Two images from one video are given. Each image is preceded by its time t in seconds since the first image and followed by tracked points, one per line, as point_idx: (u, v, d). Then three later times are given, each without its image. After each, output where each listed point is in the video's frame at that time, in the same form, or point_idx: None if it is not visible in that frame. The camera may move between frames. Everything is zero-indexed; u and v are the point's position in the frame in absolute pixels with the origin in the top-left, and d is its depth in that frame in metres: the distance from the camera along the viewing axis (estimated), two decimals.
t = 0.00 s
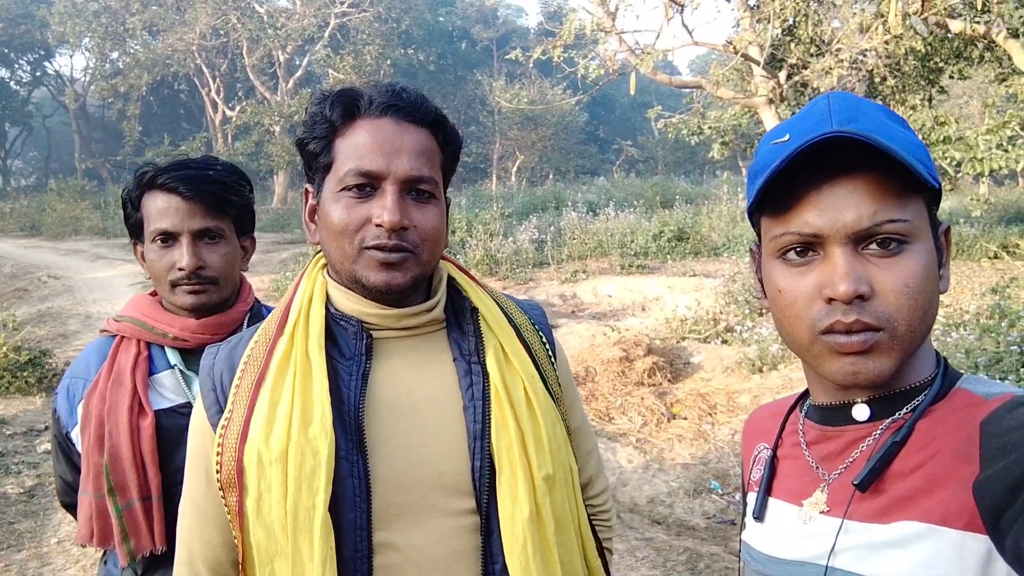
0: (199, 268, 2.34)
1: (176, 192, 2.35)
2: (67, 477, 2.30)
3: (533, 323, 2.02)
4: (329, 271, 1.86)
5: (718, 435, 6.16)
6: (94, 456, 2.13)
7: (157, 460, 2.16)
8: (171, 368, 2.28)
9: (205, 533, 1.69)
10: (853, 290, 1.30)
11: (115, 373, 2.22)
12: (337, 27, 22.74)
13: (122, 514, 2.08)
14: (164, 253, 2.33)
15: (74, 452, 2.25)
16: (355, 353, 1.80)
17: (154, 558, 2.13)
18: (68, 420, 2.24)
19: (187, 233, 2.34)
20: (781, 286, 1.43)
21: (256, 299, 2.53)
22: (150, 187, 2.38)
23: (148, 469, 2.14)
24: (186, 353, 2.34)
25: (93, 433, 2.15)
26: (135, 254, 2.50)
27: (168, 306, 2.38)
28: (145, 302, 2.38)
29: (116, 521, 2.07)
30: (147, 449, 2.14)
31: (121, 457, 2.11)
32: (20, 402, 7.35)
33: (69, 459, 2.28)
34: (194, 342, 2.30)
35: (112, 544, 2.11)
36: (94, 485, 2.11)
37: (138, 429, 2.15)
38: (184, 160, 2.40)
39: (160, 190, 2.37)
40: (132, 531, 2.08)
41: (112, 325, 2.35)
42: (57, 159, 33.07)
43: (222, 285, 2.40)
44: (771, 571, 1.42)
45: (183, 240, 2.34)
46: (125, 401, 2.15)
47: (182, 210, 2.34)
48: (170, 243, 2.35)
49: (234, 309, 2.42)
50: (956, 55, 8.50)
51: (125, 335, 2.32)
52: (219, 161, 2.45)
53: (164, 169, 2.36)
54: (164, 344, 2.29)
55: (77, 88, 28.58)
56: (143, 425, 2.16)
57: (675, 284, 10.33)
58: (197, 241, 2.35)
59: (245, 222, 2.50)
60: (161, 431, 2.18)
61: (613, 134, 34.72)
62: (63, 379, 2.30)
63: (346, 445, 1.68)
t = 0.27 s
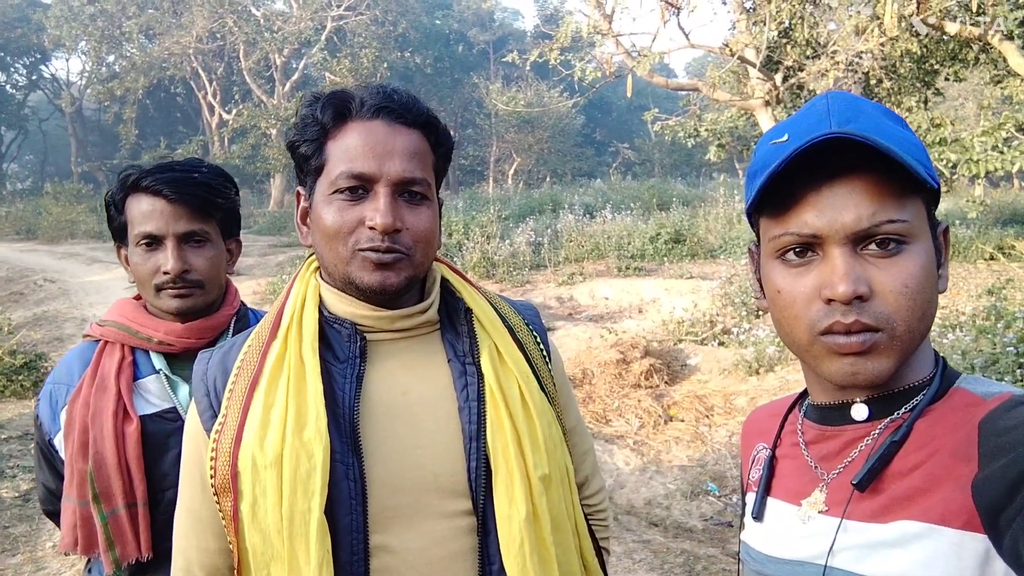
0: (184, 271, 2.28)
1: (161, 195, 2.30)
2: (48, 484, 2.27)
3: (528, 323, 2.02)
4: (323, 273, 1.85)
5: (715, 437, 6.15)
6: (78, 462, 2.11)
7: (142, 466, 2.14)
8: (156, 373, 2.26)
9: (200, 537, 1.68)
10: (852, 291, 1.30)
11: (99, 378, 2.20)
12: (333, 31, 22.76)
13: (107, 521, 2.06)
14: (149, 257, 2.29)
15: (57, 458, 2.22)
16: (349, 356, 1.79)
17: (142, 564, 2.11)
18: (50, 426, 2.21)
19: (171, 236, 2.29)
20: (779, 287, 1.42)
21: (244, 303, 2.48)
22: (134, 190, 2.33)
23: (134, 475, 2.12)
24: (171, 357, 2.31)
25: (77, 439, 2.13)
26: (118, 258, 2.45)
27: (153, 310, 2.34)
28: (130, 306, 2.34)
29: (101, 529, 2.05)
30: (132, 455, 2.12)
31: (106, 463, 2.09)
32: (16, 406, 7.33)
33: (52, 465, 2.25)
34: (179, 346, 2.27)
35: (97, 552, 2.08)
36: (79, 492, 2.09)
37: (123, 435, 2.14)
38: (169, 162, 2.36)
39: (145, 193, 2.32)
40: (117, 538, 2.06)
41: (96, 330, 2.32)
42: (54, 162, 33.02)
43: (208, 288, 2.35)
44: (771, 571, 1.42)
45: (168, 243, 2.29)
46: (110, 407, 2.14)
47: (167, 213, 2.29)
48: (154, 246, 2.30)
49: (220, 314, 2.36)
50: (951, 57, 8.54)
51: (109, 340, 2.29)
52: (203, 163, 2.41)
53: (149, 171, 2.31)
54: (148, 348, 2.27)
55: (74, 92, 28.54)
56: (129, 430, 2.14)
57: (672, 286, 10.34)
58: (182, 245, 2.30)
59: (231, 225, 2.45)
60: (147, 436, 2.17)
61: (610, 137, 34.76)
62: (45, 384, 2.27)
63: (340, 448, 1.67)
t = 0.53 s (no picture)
0: (172, 275, 2.27)
1: (148, 197, 2.28)
2: (38, 488, 2.26)
3: (527, 324, 2.02)
4: (322, 275, 1.86)
5: (715, 442, 6.15)
6: (68, 467, 2.10)
7: (132, 470, 2.13)
8: (145, 376, 2.25)
9: (202, 541, 1.68)
10: (853, 291, 1.30)
11: (87, 382, 2.19)
12: (333, 35, 22.81)
13: (98, 526, 2.05)
14: (137, 260, 2.27)
15: (46, 462, 2.21)
16: (350, 357, 1.79)
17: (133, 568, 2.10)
18: (39, 430, 2.21)
19: (160, 239, 2.27)
20: (780, 287, 1.43)
21: (234, 306, 2.46)
22: (121, 192, 2.31)
23: (123, 479, 2.10)
24: (161, 360, 2.31)
25: (65, 444, 2.12)
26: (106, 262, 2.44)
27: (142, 314, 2.33)
28: (118, 309, 2.33)
29: (91, 534, 2.04)
30: (121, 459, 2.11)
31: (95, 468, 2.08)
32: (14, 410, 7.31)
33: (41, 469, 2.24)
34: (168, 349, 2.26)
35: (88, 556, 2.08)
36: (68, 496, 2.09)
37: (112, 439, 2.13)
38: (156, 164, 2.34)
39: (132, 195, 2.30)
40: (107, 543, 2.05)
41: (85, 332, 2.31)
42: (53, 167, 33.03)
43: (197, 291, 2.33)
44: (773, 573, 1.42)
45: (156, 246, 2.27)
46: (99, 411, 2.13)
47: (155, 215, 2.28)
48: (143, 249, 2.28)
49: (209, 316, 2.35)
50: (948, 63, 8.58)
51: (97, 343, 2.28)
52: (192, 165, 2.39)
53: (136, 174, 2.29)
54: (138, 351, 2.26)
55: (73, 96, 28.56)
56: (118, 433, 2.14)
57: (671, 290, 10.34)
58: (171, 247, 2.29)
59: (220, 227, 2.44)
60: (137, 439, 2.16)
61: (609, 142, 34.83)
62: (33, 388, 2.26)
63: (342, 448, 1.67)
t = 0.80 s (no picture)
0: (168, 274, 2.28)
1: (143, 198, 2.30)
2: (37, 487, 2.28)
3: (532, 325, 2.03)
4: (328, 275, 1.87)
5: (721, 443, 6.13)
6: (65, 466, 2.12)
7: (130, 469, 2.14)
8: (142, 375, 2.27)
9: (207, 538, 1.69)
10: (855, 291, 1.30)
11: (85, 382, 2.20)
12: (340, 35, 22.87)
13: (95, 526, 2.07)
14: (133, 260, 2.29)
15: (45, 462, 2.23)
16: (355, 357, 1.80)
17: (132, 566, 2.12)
18: (38, 430, 2.22)
19: (154, 239, 2.29)
20: (782, 287, 1.43)
21: (231, 305, 2.47)
22: (117, 193, 2.32)
23: (121, 479, 2.12)
24: (159, 360, 2.32)
25: (63, 444, 2.13)
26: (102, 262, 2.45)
27: (139, 313, 2.34)
28: (116, 309, 2.35)
29: (88, 534, 2.06)
30: (119, 459, 2.12)
31: (92, 468, 2.10)
32: (22, 407, 7.35)
33: (41, 468, 2.25)
34: (165, 349, 2.27)
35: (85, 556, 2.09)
36: (66, 496, 2.11)
37: (109, 438, 2.14)
38: (150, 164, 2.35)
39: (126, 196, 2.31)
40: (105, 543, 2.07)
41: (83, 332, 2.32)
42: (61, 166, 33.19)
43: (193, 291, 2.33)
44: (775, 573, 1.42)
45: (151, 245, 2.28)
46: (96, 411, 2.14)
47: (149, 216, 2.29)
48: (138, 250, 2.30)
49: (206, 317, 2.36)
50: (957, 63, 8.53)
51: (95, 343, 2.29)
52: (186, 165, 2.40)
53: (130, 174, 2.31)
54: (136, 352, 2.27)
55: (81, 96, 28.68)
56: (115, 433, 2.15)
57: (677, 291, 10.33)
58: (166, 247, 2.30)
59: (217, 226, 2.44)
60: (134, 439, 2.17)
61: (615, 142, 34.81)
62: (32, 388, 2.28)
63: (347, 448, 1.68)
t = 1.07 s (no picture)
0: (177, 284, 2.30)
1: (152, 209, 2.33)
2: (49, 495, 2.31)
3: (538, 330, 2.03)
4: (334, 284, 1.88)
5: (734, 442, 6.11)
6: (77, 474, 2.14)
7: (141, 477, 2.17)
8: (153, 384, 2.29)
9: (217, 546, 1.71)
10: (859, 296, 1.30)
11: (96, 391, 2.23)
12: (349, 39, 22.97)
13: (107, 533, 2.10)
14: (142, 270, 2.31)
15: (57, 470, 2.26)
16: (362, 366, 1.81)
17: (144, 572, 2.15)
18: (49, 438, 2.25)
19: (163, 249, 2.31)
20: (786, 292, 1.43)
21: (239, 313, 2.49)
22: (126, 204, 2.36)
23: (132, 487, 2.14)
24: (169, 368, 2.35)
25: (75, 452, 2.16)
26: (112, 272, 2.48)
27: (148, 323, 2.37)
28: (125, 318, 2.37)
29: (100, 541, 2.09)
30: (130, 467, 2.15)
31: (104, 476, 2.12)
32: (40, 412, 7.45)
33: (52, 477, 2.28)
34: (175, 357, 2.29)
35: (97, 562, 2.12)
36: (78, 504, 2.13)
37: (121, 446, 2.17)
38: (159, 176, 2.38)
39: (136, 207, 2.34)
40: (117, 549, 2.10)
41: (93, 342, 2.35)
42: (76, 173, 33.55)
43: (202, 300, 2.36)
44: None
45: (160, 256, 2.31)
46: (107, 419, 2.17)
47: (158, 226, 2.32)
48: (147, 260, 2.33)
49: (215, 324, 2.38)
50: (969, 57, 8.42)
51: (105, 352, 2.32)
52: (194, 175, 2.43)
53: (140, 185, 2.33)
54: (145, 360, 2.30)
55: (95, 103, 28.98)
56: (126, 441, 2.17)
57: (689, 290, 10.30)
58: (175, 257, 2.33)
59: (224, 236, 2.47)
60: (145, 447, 2.20)
61: (626, 141, 34.74)
62: (43, 397, 2.31)
63: (355, 456, 1.70)
